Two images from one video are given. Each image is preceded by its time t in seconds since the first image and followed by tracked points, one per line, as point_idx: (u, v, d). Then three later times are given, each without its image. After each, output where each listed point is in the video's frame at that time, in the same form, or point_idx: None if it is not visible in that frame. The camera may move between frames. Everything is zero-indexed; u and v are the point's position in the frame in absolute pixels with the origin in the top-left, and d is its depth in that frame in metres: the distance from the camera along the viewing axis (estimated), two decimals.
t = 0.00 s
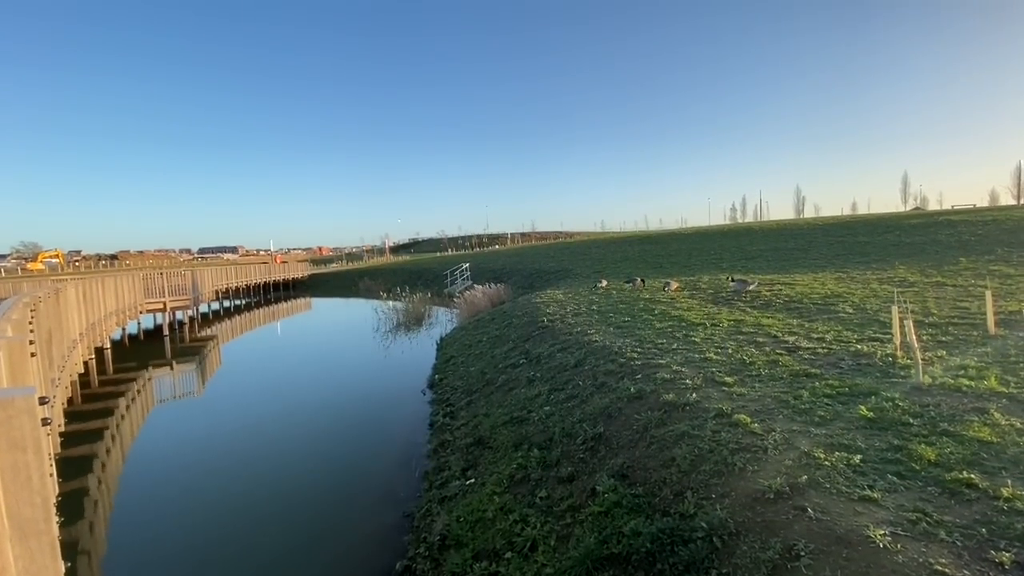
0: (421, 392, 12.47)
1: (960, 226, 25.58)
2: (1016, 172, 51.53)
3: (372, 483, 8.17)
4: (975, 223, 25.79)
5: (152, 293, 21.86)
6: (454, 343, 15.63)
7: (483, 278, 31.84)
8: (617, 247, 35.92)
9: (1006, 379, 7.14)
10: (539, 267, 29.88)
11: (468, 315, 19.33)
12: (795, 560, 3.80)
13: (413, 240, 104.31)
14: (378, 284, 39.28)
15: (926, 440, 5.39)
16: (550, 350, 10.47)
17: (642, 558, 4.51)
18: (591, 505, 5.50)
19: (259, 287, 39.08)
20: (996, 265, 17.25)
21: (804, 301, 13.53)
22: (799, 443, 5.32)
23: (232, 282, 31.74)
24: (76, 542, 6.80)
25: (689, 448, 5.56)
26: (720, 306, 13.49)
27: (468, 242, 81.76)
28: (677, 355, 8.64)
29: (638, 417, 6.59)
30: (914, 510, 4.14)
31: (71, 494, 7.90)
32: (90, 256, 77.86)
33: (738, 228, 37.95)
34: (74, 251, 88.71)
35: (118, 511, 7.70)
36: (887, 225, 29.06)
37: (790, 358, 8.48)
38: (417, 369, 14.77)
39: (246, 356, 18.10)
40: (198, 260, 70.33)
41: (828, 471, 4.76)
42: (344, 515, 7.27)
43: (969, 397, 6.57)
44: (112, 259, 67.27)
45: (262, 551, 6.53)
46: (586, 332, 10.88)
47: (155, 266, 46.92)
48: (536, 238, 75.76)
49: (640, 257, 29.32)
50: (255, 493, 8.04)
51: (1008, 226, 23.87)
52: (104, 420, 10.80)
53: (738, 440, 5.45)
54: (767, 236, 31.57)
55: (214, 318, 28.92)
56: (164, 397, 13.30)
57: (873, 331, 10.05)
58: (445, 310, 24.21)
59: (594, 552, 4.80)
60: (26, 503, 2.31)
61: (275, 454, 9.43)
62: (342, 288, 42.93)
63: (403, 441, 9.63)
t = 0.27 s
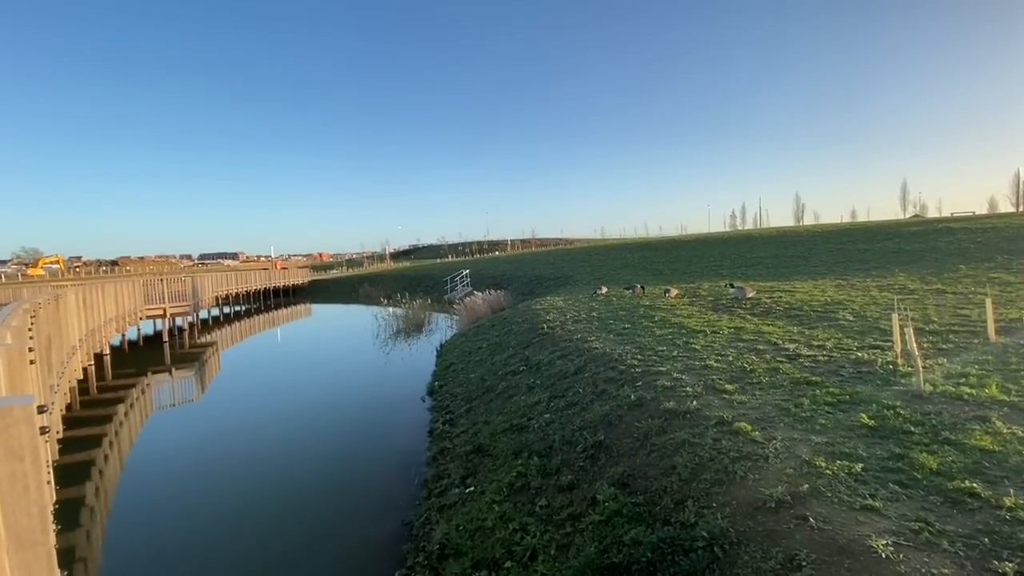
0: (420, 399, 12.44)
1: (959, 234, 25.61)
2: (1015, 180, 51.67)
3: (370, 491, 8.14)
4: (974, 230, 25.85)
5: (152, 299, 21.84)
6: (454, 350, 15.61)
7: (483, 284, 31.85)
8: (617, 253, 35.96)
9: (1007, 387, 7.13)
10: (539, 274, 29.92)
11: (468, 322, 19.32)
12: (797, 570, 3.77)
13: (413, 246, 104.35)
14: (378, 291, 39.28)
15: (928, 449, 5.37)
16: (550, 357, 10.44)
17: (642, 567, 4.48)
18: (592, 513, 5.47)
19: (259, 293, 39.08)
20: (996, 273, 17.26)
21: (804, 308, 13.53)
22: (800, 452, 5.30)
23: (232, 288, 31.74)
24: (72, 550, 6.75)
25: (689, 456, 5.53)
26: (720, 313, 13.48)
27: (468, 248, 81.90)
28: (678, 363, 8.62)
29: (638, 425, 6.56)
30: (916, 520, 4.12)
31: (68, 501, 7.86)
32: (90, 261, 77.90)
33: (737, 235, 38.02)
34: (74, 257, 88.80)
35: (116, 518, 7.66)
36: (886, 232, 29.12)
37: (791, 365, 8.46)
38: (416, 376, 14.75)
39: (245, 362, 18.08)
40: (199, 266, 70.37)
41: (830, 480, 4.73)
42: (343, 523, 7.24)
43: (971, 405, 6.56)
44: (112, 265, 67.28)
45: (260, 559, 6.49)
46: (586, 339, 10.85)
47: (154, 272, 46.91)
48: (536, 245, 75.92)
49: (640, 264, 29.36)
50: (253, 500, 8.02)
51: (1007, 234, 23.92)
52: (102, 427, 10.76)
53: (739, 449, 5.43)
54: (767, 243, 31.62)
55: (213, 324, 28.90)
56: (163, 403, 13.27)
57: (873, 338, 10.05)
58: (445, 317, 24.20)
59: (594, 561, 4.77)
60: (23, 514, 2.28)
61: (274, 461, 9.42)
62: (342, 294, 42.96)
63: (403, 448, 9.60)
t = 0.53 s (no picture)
0: (420, 407, 12.41)
1: (959, 241, 25.62)
2: (1015, 188, 51.75)
3: (369, 498, 8.12)
4: (974, 238, 25.86)
5: (152, 305, 21.83)
6: (454, 356, 15.59)
7: (483, 291, 31.85)
8: (617, 260, 35.99)
9: (1008, 396, 7.10)
10: (540, 280, 29.93)
11: (468, 329, 19.31)
12: None
13: (414, 253, 104.48)
14: (378, 297, 39.27)
15: (930, 458, 5.35)
16: (550, 365, 10.42)
17: None
18: (592, 523, 5.43)
19: (259, 300, 39.08)
20: (996, 281, 17.26)
21: (805, 316, 13.51)
22: (801, 461, 5.27)
23: (233, 295, 31.75)
24: (69, 559, 6.71)
25: (690, 465, 5.51)
26: (720, 320, 13.47)
27: (469, 255, 82.03)
28: (678, 370, 8.59)
29: (638, 433, 6.54)
30: (919, 530, 4.09)
31: (65, 509, 7.82)
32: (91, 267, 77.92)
33: (738, 242, 38.07)
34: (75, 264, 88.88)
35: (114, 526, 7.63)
36: (886, 240, 29.17)
37: (791, 373, 8.44)
38: (416, 383, 14.72)
39: (245, 369, 18.05)
40: (200, 272, 70.43)
41: (832, 489, 4.70)
42: (341, 531, 7.21)
43: (972, 414, 6.53)
44: (113, 271, 67.32)
45: (258, 567, 6.46)
46: (586, 346, 10.83)
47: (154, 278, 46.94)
48: (536, 252, 76.07)
49: (640, 271, 29.37)
50: (252, 507, 8.01)
51: (1007, 241, 23.95)
52: (101, 434, 10.73)
53: (740, 457, 5.40)
54: (767, 250, 31.64)
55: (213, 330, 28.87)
56: (162, 410, 13.23)
57: (874, 346, 10.03)
58: (445, 324, 24.17)
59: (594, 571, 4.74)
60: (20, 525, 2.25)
61: (273, 468, 9.40)
62: (343, 301, 42.97)
63: (402, 455, 9.57)
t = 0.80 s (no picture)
0: (419, 414, 12.37)
1: (959, 249, 25.62)
2: (1015, 196, 51.80)
3: (368, 507, 8.09)
4: (974, 246, 25.85)
5: (152, 312, 21.82)
6: (453, 364, 15.55)
7: (483, 298, 31.85)
8: (617, 268, 35.98)
9: (1010, 405, 7.07)
10: (540, 287, 29.92)
11: (468, 336, 19.27)
12: None
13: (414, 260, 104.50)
14: (378, 304, 39.24)
15: (932, 467, 5.32)
16: (551, 372, 10.39)
17: None
18: (593, 532, 5.40)
19: (259, 307, 39.08)
20: (996, 288, 17.24)
21: (806, 323, 13.48)
22: (804, 470, 5.24)
23: (233, 301, 31.75)
24: (66, 567, 6.67)
25: (692, 474, 5.48)
26: (721, 328, 13.44)
27: (469, 262, 82.10)
28: (679, 378, 8.56)
29: (639, 442, 6.51)
30: (922, 541, 4.06)
31: (62, 517, 7.78)
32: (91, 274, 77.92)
33: (738, 250, 38.10)
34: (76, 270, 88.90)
35: (112, 534, 7.59)
36: (886, 247, 29.18)
37: (792, 381, 8.41)
38: (415, 390, 14.68)
39: (244, 376, 18.02)
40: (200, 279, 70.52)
41: (834, 499, 4.68)
42: (339, 540, 7.17)
43: (974, 423, 6.50)
44: (113, 278, 67.38)
45: None
46: (586, 354, 10.81)
47: (154, 285, 46.95)
48: (536, 259, 76.11)
49: (640, 278, 29.37)
50: (251, 514, 7.99)
51: (1007, 249, 23.97)
52: (99, 441, 10.69)
53: (741, 467, 5.37)
54: (767, 258, 31.67)
55: (213, 337, 28.86)
56: (160, 417, 13.18)
57: (875, 354, 10.00)
58: (445, 331, 24.13)
59: None
60: (17, 534, 2.27)
61: (271, 475, 9.38)
62: (343, 307, 42.95)
63: (401, 463, 9.53)
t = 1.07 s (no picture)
0: (419, 422, 12.33)
1: (959, 257, 25.63)
2: (1014, 204, 51.88)
3: (367, 515, 8.06)
4: (974, 254, 25.86)
5: (152, 319, 21.79)
6: (453, 372, 15.51)
7: (483, 305, 31.84)
8: (617, 275, 36.00)
9: (1012, 414, 7.04)
10: (540, 295, 29.93)
11: (468, 343, 19.24)
12: None
13: (415, 267, 104.58)
14: (378, 312, 39.19)
15: (935, 477, 5.29)
16: (551, 380, 10.36)
17: None
18: (593, 542, 5.36)
19: (259, 314, 39.06)
20: (997, 297, 17.23)
21: (806, 331, 13.45)
22: (805, 480, 5.21)
23: (233, 308, 31.73)
24: None
25: (693, 483, 5.45)
26: (721, 336, 13.42)
27: (469, 269, 82.15)
28: (679, 387, 8.53)
29: (640, 451, 6.48)
30: (925, 551, 4.03)
31: (59, 526, 7.74)
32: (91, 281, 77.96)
33: (738, 257, 38.14)
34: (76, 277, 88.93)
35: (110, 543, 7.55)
36: (887, 255, 29.20)
37: (793, 390, 8.38)
38: (415, 398, 14.65)
39: (244, 383, 17.97)
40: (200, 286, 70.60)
41: (836, 509, 4.65)
42: (338, 549, 7.13)
43: (976, 432, 6.47)
44: (113, 284, 67.41)
45: None
46: (586, 361, 10.78)
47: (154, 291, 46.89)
48: (537, 266, 76.16)
49: (640, 286, 29.37)
50: (247, 523, 7.97)
51: (1007, 257, 23.99)
52: (97, 449, 10.64)
53: (742, 476, 5.34)
54: (767, 265, 31.69)
55: (213, 344, 28.82)
56: (159, 425, 13.13)
57: (877, 363, 9.97)
58: (445, 338, 24.09)
59: None
60: (13, 546, 2.25)
61: (268, 485, 9.30)
62: (343, 314, 42.95)
63: (400, 472, 9.49)
